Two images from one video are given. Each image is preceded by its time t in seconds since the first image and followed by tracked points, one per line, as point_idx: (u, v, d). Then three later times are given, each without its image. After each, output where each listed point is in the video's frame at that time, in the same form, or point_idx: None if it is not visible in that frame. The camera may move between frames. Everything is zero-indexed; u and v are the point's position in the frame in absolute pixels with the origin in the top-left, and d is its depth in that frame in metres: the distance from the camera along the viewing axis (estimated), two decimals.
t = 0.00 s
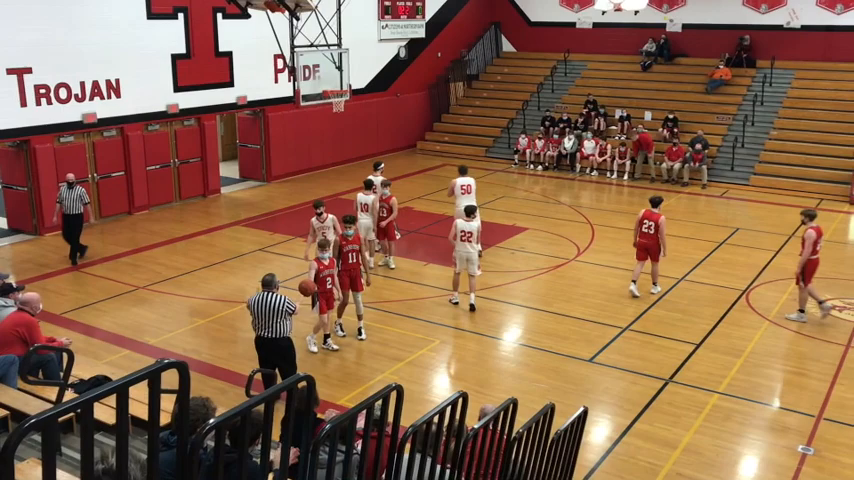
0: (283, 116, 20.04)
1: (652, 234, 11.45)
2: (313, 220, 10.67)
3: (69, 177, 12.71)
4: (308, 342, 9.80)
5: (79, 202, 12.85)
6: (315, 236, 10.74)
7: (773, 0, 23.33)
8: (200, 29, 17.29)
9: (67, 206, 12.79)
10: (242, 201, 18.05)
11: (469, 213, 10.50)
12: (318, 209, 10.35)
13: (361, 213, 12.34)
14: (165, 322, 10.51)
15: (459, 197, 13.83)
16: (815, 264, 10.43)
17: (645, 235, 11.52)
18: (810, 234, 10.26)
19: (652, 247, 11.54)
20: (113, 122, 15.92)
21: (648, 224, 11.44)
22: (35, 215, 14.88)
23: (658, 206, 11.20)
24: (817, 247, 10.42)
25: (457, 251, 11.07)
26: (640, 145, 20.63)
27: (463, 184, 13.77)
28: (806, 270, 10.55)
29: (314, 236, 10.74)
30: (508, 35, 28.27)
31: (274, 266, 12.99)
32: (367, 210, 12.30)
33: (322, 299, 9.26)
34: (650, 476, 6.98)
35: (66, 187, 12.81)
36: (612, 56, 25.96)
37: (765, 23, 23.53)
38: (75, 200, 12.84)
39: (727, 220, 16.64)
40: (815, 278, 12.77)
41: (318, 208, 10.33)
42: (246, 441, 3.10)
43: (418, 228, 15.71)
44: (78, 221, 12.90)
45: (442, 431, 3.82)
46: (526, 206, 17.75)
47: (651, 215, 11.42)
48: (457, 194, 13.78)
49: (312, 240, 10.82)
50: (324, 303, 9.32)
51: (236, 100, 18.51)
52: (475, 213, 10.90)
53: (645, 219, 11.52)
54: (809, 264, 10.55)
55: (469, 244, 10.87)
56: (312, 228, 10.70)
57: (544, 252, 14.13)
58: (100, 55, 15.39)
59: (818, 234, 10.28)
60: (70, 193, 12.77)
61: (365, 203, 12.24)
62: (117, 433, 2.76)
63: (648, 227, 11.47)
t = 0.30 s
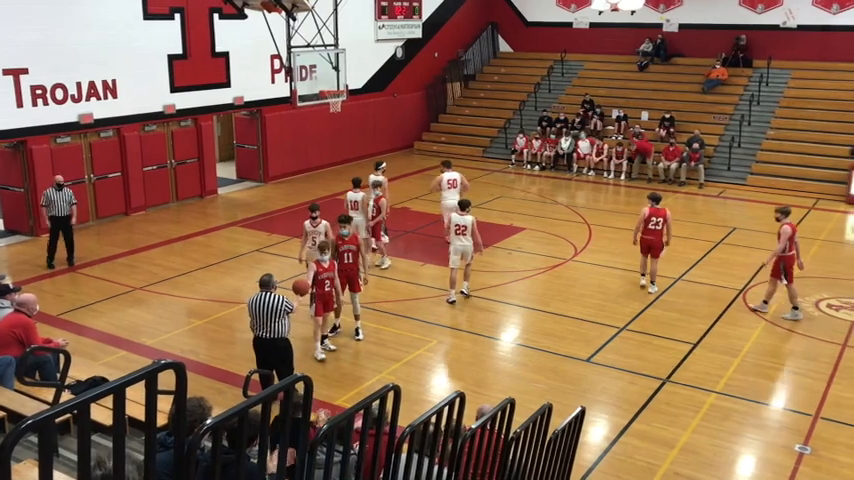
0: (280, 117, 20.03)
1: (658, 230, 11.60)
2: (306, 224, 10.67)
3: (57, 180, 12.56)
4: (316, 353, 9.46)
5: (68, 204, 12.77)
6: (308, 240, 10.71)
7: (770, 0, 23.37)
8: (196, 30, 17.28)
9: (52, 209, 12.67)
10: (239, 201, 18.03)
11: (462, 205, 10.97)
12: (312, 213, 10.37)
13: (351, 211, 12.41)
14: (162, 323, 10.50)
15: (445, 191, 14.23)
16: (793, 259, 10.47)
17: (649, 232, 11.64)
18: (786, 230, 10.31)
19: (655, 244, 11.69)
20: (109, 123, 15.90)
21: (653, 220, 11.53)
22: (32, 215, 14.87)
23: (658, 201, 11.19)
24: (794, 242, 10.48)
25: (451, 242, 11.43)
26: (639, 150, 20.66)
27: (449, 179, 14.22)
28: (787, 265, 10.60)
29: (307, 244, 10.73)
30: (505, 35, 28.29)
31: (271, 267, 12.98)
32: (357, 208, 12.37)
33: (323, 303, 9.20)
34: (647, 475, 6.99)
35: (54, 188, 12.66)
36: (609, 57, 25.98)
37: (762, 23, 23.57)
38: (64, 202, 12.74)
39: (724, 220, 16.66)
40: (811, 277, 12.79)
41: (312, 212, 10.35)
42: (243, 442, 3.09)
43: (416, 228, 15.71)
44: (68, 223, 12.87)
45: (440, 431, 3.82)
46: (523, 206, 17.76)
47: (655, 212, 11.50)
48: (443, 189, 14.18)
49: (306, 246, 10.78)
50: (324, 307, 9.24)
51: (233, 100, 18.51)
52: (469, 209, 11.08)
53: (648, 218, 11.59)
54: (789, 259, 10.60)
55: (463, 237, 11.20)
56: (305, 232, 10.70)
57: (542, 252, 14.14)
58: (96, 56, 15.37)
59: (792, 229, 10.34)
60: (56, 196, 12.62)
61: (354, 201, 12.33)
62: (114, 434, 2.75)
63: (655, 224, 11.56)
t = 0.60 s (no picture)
0: (277, 117, 20.03)
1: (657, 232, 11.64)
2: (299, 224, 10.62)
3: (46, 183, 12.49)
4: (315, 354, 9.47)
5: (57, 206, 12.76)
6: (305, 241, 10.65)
7: None
8: (194, 30, 17.27)
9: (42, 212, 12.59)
10: (237, 201, 18.02)
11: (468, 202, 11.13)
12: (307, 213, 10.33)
13: (343, 204, 12.79)
14: (160, 323, 10.49)
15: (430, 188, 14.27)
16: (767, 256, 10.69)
17: (654, 233, 11.66)
18: (760, 225, 10.52)
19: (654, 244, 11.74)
20: (107, 123, 15.88)
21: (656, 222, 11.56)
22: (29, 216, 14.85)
23: (654, 202, 11.32)
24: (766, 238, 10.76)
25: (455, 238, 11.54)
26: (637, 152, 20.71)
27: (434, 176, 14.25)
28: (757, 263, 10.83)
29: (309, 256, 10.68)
30: (502, 35, 28.31)
31: (270, 267, 12.97)
32: (349, 201, 12.77)
33: (323, 306, 9.20)
34: (646, 474, 7.00)
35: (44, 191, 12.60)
36: (607, 56, 25.99)
37: (759, 22, 23.60)
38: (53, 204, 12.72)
39: (722, 219, 16.68)
40: (809, 276, 12.80)
41: (307, 212, 10.33)
42: (241, 442, 3.09)
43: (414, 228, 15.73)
44: (54, 224, 12.88)
45: (438, 430, 3.81)
46: (521, 206, 17.74)
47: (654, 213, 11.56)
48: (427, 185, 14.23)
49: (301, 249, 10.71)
50: (325, 311, 9.26)
51: (231, 100, 18.50)
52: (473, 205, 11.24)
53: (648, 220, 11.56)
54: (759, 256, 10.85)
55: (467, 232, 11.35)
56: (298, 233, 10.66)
57: (540, 252, 14.15)
58: (94, 56, 15.35)
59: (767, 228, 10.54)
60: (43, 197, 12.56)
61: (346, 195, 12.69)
62: (112, 435, 2.75)
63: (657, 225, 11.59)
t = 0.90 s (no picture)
0: (276, 116, 20.02)
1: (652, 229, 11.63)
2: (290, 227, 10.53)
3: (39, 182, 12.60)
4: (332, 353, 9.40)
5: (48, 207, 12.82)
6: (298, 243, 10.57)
7: None
8: (192, 29, 17.25)
9: (39, 211, 12.61)
10: (235, 201, 18.00)
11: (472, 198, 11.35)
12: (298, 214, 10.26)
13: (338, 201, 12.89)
14: (159, 323, 10.48)
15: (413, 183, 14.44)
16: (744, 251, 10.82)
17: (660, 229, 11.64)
18: (740, 223, 10.64)
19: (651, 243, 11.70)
20: (105, 123, 15.85)
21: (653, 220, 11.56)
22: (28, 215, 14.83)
23: (652, 199, 11.29)
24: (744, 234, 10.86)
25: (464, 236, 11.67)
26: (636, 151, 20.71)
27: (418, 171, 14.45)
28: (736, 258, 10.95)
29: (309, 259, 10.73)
30: (501, 34, 28.29)
31: (268, 267, 12.96)
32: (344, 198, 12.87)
33: (327, 309, 9.18)
34: (645, 473, 7.00)
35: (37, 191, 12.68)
36: (605, 55, 25.98)
37: (758, 21, 23.59)
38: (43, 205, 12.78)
39: (720, 218, 16.69)
40: (808, 275, 12.80)
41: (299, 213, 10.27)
42: (239, 442, 3.09)
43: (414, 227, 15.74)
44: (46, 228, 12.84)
45: (437, 430, 3.81)
46: (520, 205, 17.73)
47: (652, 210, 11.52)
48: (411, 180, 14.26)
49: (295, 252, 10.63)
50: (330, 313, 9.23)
51: (230, 99, 18.47)
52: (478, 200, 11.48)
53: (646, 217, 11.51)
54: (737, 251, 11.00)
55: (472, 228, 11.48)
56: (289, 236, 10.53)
57: (539, 251, 14.15)
58: (91, 56, 15.31)
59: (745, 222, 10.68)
60: (37, 197, 12.63)
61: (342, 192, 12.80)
62: (111, 435, 2.75)
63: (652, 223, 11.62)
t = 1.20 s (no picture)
0: (275, 115, 20.01)
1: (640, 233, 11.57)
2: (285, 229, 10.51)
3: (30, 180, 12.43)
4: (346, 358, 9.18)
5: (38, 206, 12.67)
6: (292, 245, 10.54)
7: None
8: (191, 28, 17.24)
9: (30, 210, 12.44)
10: (234, 199, 17.99)
11: (479, 193, 11.36)
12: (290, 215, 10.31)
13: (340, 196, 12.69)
14: (157, 321, 10.48)
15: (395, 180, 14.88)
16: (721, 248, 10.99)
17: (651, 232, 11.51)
18: (717, 218, 10.81)
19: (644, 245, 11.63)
20: (104, 121, 15.84)
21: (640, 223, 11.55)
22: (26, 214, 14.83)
23: (645, 202, 11.23)
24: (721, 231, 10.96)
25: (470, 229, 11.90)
26: (636, 150, 20.77)
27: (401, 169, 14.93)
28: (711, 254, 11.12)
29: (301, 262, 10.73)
30: (500, 32, 28.28)
31: (267, 265, 12.96)
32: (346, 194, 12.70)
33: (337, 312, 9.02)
34: (643, 471, 7.01)
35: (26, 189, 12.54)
36: (604, 54, 25.97)
37: (757, 20, 23.60)
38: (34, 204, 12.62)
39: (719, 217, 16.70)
40: (807, 274, 12.82)
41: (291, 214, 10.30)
42: (238, 441, 3.10)
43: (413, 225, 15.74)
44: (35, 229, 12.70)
45: (436, 429, 3.81)
46: (519, 204, 17.74)
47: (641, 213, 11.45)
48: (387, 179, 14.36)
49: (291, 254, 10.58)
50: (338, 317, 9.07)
51: (228, 98, 18.46)
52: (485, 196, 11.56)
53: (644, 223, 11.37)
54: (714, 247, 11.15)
55: (476, 223, 11.65)
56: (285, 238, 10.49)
57: (537, 249, 14.16)
58: (90, 54, 15.31)
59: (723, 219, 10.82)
60: (28, 195, 12.42)
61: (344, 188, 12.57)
62: (109, 434, 2.75)
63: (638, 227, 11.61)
